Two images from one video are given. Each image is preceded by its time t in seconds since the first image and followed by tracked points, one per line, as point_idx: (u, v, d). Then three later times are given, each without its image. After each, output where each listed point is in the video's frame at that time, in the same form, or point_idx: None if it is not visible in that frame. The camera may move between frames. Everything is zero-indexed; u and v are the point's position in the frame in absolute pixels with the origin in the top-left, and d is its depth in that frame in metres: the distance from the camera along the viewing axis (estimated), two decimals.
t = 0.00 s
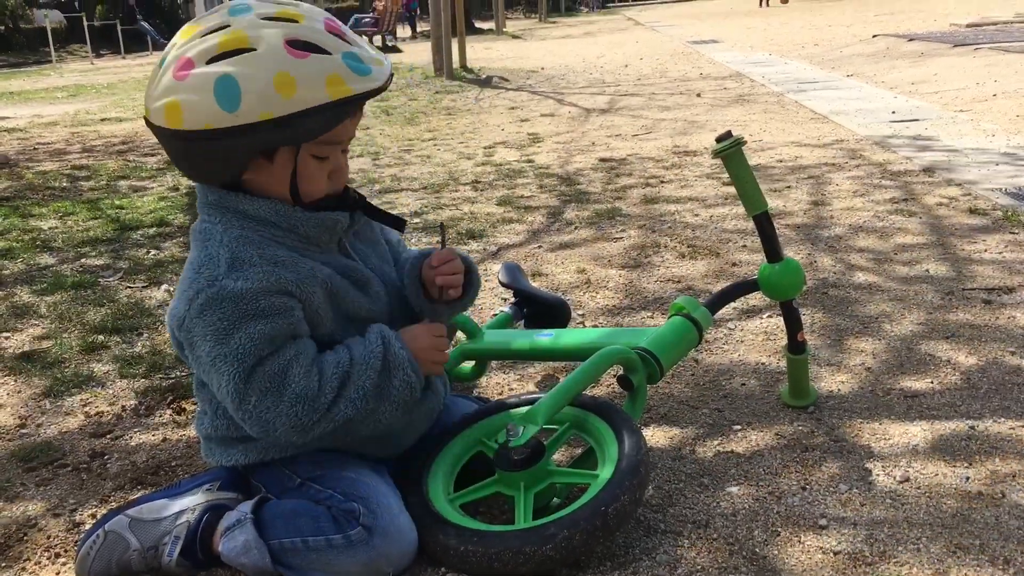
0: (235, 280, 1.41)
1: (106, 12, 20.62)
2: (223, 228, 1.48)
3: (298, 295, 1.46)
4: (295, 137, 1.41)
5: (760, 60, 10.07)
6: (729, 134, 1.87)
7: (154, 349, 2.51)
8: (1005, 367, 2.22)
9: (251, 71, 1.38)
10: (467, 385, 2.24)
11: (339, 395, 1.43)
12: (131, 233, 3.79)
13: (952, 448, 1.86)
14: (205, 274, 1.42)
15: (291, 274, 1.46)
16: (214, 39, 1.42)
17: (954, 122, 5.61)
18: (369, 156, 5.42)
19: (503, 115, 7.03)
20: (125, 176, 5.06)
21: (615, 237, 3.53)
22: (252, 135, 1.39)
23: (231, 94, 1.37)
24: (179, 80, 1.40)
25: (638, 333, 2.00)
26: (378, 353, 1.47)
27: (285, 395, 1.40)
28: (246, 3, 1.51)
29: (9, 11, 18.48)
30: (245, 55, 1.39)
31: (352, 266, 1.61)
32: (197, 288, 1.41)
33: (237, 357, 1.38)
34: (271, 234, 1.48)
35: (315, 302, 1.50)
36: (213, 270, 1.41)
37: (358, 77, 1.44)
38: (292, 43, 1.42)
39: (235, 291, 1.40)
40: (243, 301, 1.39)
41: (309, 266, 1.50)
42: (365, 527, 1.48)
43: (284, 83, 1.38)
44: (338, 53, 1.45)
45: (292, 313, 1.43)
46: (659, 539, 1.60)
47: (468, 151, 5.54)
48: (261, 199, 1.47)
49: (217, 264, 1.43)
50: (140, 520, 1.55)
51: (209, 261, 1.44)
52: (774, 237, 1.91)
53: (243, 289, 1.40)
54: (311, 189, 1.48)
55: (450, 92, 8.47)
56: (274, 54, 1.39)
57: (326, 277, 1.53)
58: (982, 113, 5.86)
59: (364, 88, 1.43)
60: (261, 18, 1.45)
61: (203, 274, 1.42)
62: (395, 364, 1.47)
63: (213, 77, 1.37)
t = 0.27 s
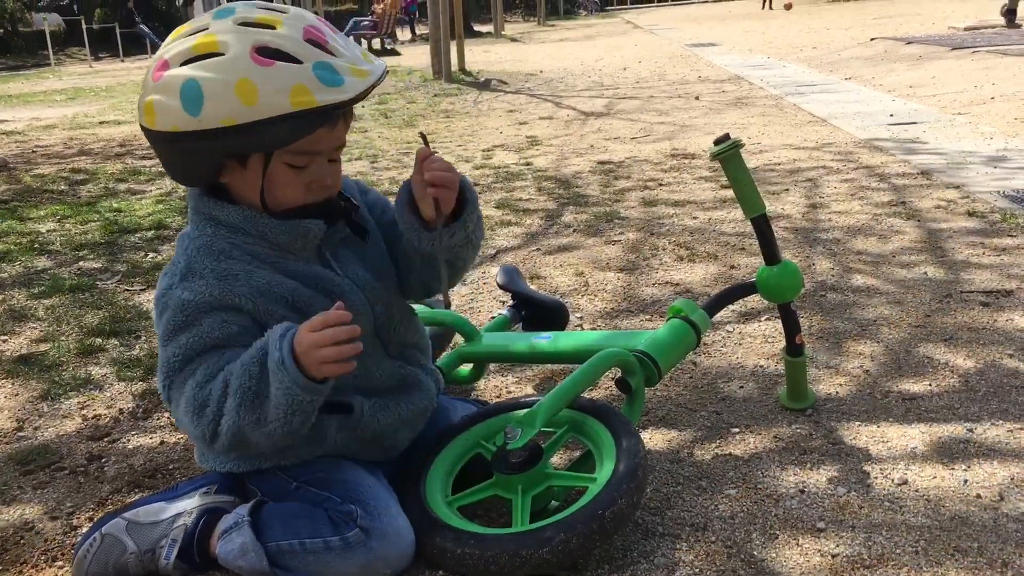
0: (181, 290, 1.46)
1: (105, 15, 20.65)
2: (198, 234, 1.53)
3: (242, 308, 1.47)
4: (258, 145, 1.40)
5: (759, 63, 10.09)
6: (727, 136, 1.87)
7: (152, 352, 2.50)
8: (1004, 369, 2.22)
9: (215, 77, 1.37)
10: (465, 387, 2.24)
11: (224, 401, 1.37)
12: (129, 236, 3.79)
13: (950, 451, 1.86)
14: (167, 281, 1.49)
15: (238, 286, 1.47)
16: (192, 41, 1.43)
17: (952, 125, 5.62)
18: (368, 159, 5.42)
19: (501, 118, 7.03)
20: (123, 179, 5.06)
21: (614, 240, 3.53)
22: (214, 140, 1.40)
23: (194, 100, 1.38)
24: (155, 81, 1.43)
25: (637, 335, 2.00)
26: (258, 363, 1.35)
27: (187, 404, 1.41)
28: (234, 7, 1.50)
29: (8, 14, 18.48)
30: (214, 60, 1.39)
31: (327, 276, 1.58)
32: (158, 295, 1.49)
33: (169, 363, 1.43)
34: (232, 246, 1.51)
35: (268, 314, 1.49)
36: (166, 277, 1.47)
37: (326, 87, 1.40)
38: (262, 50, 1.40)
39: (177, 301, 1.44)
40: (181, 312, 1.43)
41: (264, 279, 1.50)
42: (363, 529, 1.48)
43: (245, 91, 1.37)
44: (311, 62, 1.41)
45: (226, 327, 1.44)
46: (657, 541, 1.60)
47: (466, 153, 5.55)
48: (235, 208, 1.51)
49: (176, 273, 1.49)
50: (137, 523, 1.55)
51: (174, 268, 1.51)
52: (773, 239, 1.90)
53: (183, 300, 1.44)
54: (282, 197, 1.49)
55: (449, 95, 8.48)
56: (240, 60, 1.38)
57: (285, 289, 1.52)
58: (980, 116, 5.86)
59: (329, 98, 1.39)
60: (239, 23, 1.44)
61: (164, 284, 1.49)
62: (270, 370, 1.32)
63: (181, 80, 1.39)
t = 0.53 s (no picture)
0: (149, 320, 1.45)
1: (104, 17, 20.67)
2: (180, 256, 1.53)
3: (204, 349, 1.44)
4: (247, 171, 1.38)
5: (758, 64, 10.10)
6: (726, 138, 1.87)
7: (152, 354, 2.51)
8: (1003, 371, 2.22)
9: (198, 105, 1.35)
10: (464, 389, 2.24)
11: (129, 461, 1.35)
12: (129, 238, 3.79)
13: (949, 452, 1.86)
14: (142, 303, 1.49)
15: (201, 326, 1.45)
16: (173, 61, 1.40)
17: (951, 127, 5.62)
18: (367, 161, 5.42)
19: (500, 120, 7.04)
20: (122, 181, 5.06)
21: (613, 242, 3.54)
22: (202, 169, 1.38)
23: (179, 128, 1.36)
24: (138, 104, 1.41)
25: (636, 337, 2.01)
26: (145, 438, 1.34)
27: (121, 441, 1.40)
28: (217, 20, 1.45)
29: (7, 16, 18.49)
30: (197, 85, 1.36)
31: (309, 303, 1.54)
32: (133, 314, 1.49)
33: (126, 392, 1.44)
34: (205, 276, 1.50)
35: (233, 357, 1.47)
36: (138, 303, 1.47)
37: (315, 110, 1.37)
38: (246, 72, 1.37)
39: (144, 330, 1.44)
40: (144, 344, 1.43)
41: (235, 317, 1.48)
42: (361, 530, 1.49)
43: (230, 118, 1.34)
44: (297, 83, 1.37)
45: (184, 366, 1.41)
46: (655, 543, 1.60)
47: (465, 155, 5.55)
48: (219, 229, 1.50)
49: (151, 297, 1.49)
50: (136, 525, 1.55)
51: (153, 290, 1.50)
52: (772, 241, 1.91)
53: (147, 332, 1.43)
54: (277, 219, 1.46)
55: (448, 96, 8.48)
56: (224, 86, 1.35)
57: (254, 332, 1.49)
58: (979, 118, 5.87)
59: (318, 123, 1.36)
60: (222, 41, 1.40)
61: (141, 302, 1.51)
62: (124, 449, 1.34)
63: (164, 107, 1.37)
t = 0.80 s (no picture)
0: (159, 337, 1.42)
1: (105, 18, 20.70)
2: (187, 267, 1.49)
3: (218, 366, 1.42)
4: (254, 206, 1.34)
5: (758, 65, 10.11)
6: (726, 140, 1.88)
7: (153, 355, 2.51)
8: (1003, 372, 2.23)
9: (203, 142, 1.30)
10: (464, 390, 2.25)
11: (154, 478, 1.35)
12: (129, 239, 3.80)
13: (949, 452, 1.86)
14: (149, 317, 1.45)
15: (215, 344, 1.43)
16: (174, 92, 1.34)
17: (951, 128, 5.63)
18: (367, 162, 5.43)
19: (501, 120, 7.05)
20: (123, 182, 5.07)
21: (613, 243, 3.54)
22: (211, 203, 1.34)
23: (184, 164, 1.32)
24: (139, 134, 1.36)
25: (636, 338, 2.01)
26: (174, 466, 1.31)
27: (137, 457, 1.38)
28: (217, 42, 1.38)
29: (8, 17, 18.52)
30: (201, 120, 1.31)
31: (320, 318, 1.53)
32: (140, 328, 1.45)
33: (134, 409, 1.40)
34: (218, 291, 1.47)
35: (248, 373, 1.46)
36: (147, 318, 1.43)
37: (325, 145, 1.32)
38: (252, 107, 1.31)
39: (154, 348, 1.41)
40: (155, 362, 1.39)
41: (248, 332, 1.46)
42: (363, 531, 1.49)
43: (237, 157, 1.30)
44: (305, 117, 1.32)
45: (199, 386, 1.39)
46: (656, 544, 1.60)
47: (465, 156, 5.56)
48: (230, 249, 1.46)
49: (160, 311, 1.45)
50: (137, 526, 1.55)
51: (159, 303, 1.47)
52: (772, 243, 1.91)
53: (158, 349, 1.40)
54: (286, 240, 1.44)
55: (449, 97, 8.49)
56: (229, 123, 1.30)
57: (267, 345, 1.47)
58: (979, 119, 5.88)
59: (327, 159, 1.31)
60: (224, 72, 1.34)
61: (148, 316, 1.46)
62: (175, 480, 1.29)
63: (168, 141, 1.32)
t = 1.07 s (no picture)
0: (191, 336, 1.40)
1: (106, 18, 20.71)
2: (204, 265, 1.47)
3: (255, 357, 1.43)
4: (261, 220, 1.32)
5: (759, 65, 10.10)
6: (727, 139, 1.88)
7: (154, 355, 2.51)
8: (1004, 372, 2.22)
9: (209, 157, 1.28)
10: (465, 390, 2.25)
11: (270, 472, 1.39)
12: (130, 239, 3.80)
13: (949, 453, 1.86)
14: (175, 319, 1.44)
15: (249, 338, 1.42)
16: (181, 105, 1.32)
17: (952, 128, 5.62)
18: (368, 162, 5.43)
19: (502, 120, 7.05)
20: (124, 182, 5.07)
21: (613, 243, 3.54)
22: (219, 217, 1.32)
23: (191, 178, 1.30)
24: (146, 145, 1.34)
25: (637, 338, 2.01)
26: (317, 456, 1.37)
27: (214, 456, 1.38)
28: (222, 53, 1.36)
29: (9, 17, 18.51)
30: (207, 135, 1.29)
31: (337, 319, 1.53)
32: (166, 331, 1.43)
33: (179, 410, 1.38)
34: (244, 286, 1.46)
35: (278, 367, 1.46)
36: (176, 321, 1.42)
37: (332, 160, 1.30)
38: (257, 121, 1.29)
39: (190, 348, 1.40)
40: (194, 360, 1.39)
41: (279, 326, 1.46)
42: (364, 531, 1.49)
43: (244, 173, 1.28)
44: (312, 131, 1.29)
45: (244, 378, 1.40)
46: (657, 544, 1.60)
47: (466, 155, 5.56)
48: (251, 250, 1.44)
49: (185, 312, 1.44)
50: (138, 526, 1.55)
51: (183, 305, 1.45)
52: (773, 243, 1.91)
53: (194, 348, 1.39)
54: (297, 248, 1.43)
55: (450, 97, 8.49)
56: (235, 138, 1.27)
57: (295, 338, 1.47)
58: (980, 118, 5.87)
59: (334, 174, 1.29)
60: (230, 85, 1.31)
61: (170, 321, 1.44)
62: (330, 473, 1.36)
63: (175, 154, 1.30)
